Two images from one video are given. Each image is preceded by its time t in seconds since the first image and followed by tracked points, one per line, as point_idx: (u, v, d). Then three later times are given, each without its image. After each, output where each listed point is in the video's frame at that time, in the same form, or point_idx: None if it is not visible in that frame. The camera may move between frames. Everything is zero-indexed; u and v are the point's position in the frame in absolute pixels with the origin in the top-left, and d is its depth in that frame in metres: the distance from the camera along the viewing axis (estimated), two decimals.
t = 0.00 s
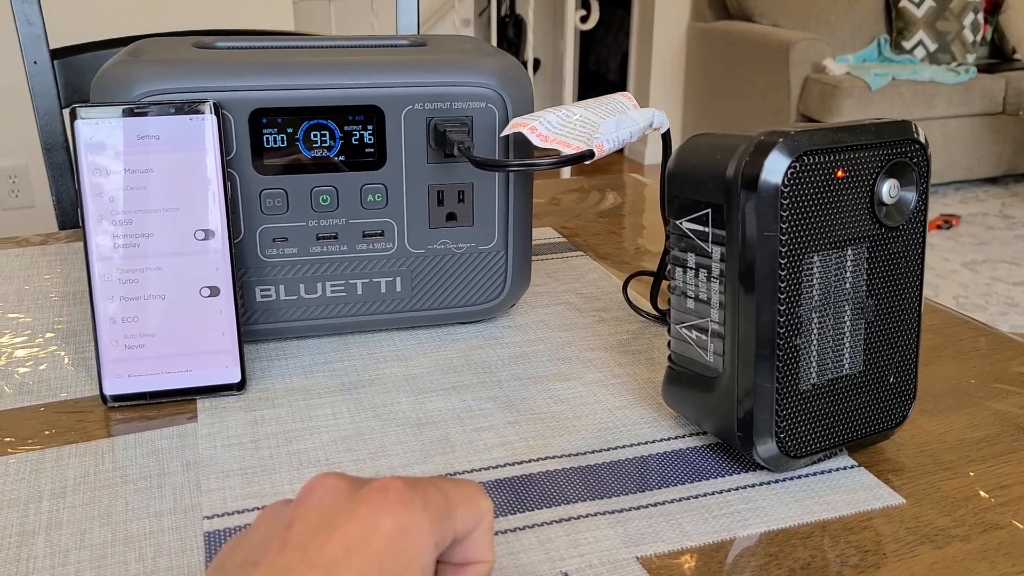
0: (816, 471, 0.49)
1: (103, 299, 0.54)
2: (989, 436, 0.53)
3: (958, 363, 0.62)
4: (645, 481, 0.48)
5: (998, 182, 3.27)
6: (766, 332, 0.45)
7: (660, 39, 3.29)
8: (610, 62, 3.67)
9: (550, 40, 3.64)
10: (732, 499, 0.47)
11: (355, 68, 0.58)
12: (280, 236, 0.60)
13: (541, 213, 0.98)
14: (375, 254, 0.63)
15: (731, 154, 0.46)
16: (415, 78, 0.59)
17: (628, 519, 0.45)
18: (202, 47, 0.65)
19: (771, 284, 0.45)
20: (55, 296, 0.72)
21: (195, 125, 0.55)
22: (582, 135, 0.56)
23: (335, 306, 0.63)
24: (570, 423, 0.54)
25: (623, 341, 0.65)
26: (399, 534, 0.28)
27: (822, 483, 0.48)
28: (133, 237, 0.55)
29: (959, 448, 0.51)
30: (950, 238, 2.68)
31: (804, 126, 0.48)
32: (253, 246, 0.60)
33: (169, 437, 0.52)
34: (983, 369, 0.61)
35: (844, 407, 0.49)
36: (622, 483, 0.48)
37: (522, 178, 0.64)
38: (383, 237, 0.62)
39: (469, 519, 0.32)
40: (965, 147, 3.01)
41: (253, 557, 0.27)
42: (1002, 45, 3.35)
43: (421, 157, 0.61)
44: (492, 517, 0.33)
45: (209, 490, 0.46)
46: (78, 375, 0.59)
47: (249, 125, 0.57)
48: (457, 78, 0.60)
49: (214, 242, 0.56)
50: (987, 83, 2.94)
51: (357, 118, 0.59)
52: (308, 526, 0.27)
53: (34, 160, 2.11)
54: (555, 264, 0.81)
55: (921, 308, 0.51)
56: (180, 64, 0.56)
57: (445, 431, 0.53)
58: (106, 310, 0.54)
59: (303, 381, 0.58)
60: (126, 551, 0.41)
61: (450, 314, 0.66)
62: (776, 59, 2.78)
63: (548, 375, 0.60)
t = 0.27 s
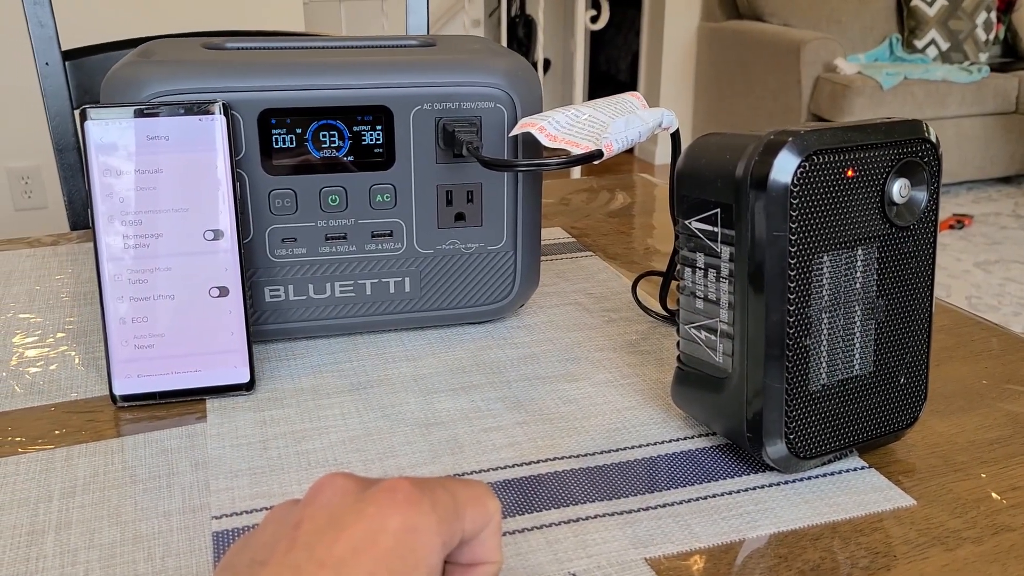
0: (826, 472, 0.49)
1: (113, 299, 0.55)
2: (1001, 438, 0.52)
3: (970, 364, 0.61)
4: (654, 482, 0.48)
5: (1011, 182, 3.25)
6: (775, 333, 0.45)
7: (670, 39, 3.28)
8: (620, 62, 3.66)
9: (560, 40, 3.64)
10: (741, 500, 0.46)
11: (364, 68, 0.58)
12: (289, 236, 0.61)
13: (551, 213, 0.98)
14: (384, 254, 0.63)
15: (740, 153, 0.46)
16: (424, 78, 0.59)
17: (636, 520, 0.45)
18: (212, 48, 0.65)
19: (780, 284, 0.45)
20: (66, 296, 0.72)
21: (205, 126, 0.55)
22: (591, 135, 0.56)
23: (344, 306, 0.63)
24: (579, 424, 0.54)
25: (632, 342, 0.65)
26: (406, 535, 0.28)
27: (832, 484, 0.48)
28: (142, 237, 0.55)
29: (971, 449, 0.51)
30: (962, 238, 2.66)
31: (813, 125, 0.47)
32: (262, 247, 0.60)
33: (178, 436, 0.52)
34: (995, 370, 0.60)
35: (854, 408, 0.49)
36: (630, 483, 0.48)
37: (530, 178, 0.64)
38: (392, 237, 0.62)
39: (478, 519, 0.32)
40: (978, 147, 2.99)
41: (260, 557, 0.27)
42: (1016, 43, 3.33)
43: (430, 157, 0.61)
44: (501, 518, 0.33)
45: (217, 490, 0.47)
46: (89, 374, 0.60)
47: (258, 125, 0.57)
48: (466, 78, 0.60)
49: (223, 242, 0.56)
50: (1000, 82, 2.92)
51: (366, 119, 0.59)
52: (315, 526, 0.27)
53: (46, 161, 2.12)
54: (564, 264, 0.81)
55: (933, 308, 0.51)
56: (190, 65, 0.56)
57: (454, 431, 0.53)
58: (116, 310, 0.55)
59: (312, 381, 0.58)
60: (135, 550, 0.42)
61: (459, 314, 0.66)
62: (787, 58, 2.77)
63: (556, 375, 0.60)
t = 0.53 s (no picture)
0: (834, 473, 0.49)
1: (122, 300, 0.55)
2: (1010, 439, 0.52)
3: (979, 365, 0.61)
4: (661, 483, 0.48)
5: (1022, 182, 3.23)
6: (783, 334, 0.45)
7: (678, 38, 3.28)
8: (628, 62, 3.66)
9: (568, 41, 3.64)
10: (748, 502, 0.46)
11: (372, 69, 0.59)
12: (297, 237, 0.61)
13: (559, 213, 0.98)
14: (392, 255, 0.63)
15: (747, 154, 0.46)
16: (431, 79, 0.59)
17: (643, 521, 0.45)
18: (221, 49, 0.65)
19: (788, 285, 0.45)
20: (76, 297, 0.73)
21: (214, 127, 0.55)
22: (598, 136, 0.56)
23: (352, 307, 0.63)
24: (586, 425, 0.54)
25: (639, 343, 0.65)
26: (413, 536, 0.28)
27: (840, 486, 0.48)
28: (151, 239, 0.55)
29: (980, 451, 0.51)
30: (972, 239, 2.65)
31: (821, 126, 0.47)
32: (270, 248, 0.61)
33: (187, 437, 0.52)
34: (1005, 371, 0.60)
35: (863, 409, 0.48)
36: (637, 484, 0.48)
37: (538, 179, 0.64)
38: (400, 238, 0.63)
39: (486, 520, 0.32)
40: (988, 147, 2.98)
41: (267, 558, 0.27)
42: None
43: (437, 158, 0.61)
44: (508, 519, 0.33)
45: (226, 490, 0.47)
46: (98, 375, 0.60)
47: (266, 126, 0.58)
48: (473, 79, 0.60)
49: (232, 244, 0.56)
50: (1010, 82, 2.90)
51: (374, 120, 0.59)
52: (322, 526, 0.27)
53: (57, 161, 2.13)
54: (572, 264, 0.81)
55: (941, 309, 0.51)
56: (198, 66, 0.57)
57: (461, 432, 0.53)
58: (125, 311, 0.55)
59: (320, 381, 0.59)
60: (144, 550, 0.42)
61: (467, 315, 0.66)
62: (796, 58, 2.76)
63: (564, 376, 0.60)
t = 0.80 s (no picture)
0: (839, 474, 0.49)
1: (129, 300, 0.55)
2: (1016, 440, 0.52)
3: (984, 365, 0.61)
4: (666, 483, 0.48)
5: None
6: (788, 334, 0.45)
7: (684, 38, 3.27)
8: (633, 62, 3.66)
9: (573, 41, 3.64)
10: (753, 502, 0.46)
11: (377, 70, 0.59)
12: (303, 238, 0.61)
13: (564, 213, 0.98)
14: (397, 255, 0.63)
15: (752, 154, 0.46)
16: (436, 80, 0.59)
17: (648, 522, 0.45)
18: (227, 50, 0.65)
19: (793, 285, 0.45)
20: (82, 297, 0.73)
21: (220, 128, 0.55)
22: (603, 136, 0.56)
23: (357, 307, 0.63)
24: (591, 425, 0.54)
25: (644, 343, 0.65)
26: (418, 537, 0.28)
27: (844, 486, 0.48)
28: (158, 239, 0.56)
29: (985, 451, 0.51)
30: (979, 239, 2.64)
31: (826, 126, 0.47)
32: (275, 248, 0.61)
33: (193, 436, 0.52)
34: (1011, 371, 0.60)
35: (868, 409, 0.48)
36: (642, 485, 0.48)
37: (543, 180, 0.64)
38: (405, 238, 0.63)
39: (489, 520, 0.32)
40: (995, 147, 2.97)
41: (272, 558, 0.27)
42: None
43: (442, 159, 0.61)
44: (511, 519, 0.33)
45: (231, 490, 0.47)
46: (105, 375, 0.60)
47: (271, 127, 0.58)
48: (478, 80, 0.60)
49: (237, 244, 0.57)
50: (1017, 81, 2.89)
51: (379, 121, 0.59)
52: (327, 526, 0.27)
53: (63, 161, 2.14)
54: (577, 265, 0.81)
55: (947, 309, 0.51)
56: (204, 68, 0.57)
57: (466, 432, 0.53)
58: (132, 311, 0.55)
59: (325, 381, 0.59)
60: (149, 550, 0.42)
61: (471, 315, 0.66)
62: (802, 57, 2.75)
63: (568, 376, 0.60)
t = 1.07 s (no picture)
0: (839, 475, 0.49)
1: (131, 301, 0.56)
2: (1016, 441, 0.52)
3: (985, 366, 0.61)
4: (666, 484, 0.48)
5: None
6: (787, 336, 0.45)
7: (687, 38, 3.27)
8: (637, 62, 3.66)
9: (577, 41, 3.64)
10: (753, 503, 0.46)
11: (378, 72, 0.59)
12: (304, 239, 0.61)
13: (566, 214, 0.98)
14: (398, 256, 0.63)
15: (751, 156, 0.46)
16: (437, 81, 0.60)
17: (647, 523, 0.45)
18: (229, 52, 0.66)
19: (792, 287, 0.45)
20: (86, 298, 0.74)
21: (222, 129, 0.56)
22: (603, 138, 0.56)
23: (359, 308, 0.63)
24: (591, 425, 0.54)
25: (645, 344, 0.65)
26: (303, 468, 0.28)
27: (845, 488, 0.48)
28: (160, 240, 0.56)
29: (985, 453, 0.51)
30: (983, 239, 2.63)
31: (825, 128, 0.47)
32: (277, 249, 0.61)
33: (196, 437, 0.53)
34: (1012, 373, 0.60)
35: (867, 410, 0.48)
36: (641, 485, 0.48)
37: (544, 181, 0.64)
38: (406, 239, 0.63)
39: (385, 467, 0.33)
40: (1000, 146, 2.96)
41: None
42: None
43: (443, 160, 0.62)
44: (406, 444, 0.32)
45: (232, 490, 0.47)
46: (108, 376, 0.61)
47: (273, 128, 0.58)
48: (479, 81, 0.60)
49: (239, 245, 0.57)
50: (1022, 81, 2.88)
51: (380, 122, 0.60)
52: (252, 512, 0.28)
53: (68, 161, 2.15)
54: (578, 266, 0.81)
55: (947, 311, 0.51)
56: (206, 69, 0.57)
57: (467, 432, 0.53)
58: (134, 312, 0.55)
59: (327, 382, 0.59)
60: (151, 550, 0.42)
61: (473, 316, 0.66)
62: (805, 57, 2.75)
63: (569, 377, 0.60)
